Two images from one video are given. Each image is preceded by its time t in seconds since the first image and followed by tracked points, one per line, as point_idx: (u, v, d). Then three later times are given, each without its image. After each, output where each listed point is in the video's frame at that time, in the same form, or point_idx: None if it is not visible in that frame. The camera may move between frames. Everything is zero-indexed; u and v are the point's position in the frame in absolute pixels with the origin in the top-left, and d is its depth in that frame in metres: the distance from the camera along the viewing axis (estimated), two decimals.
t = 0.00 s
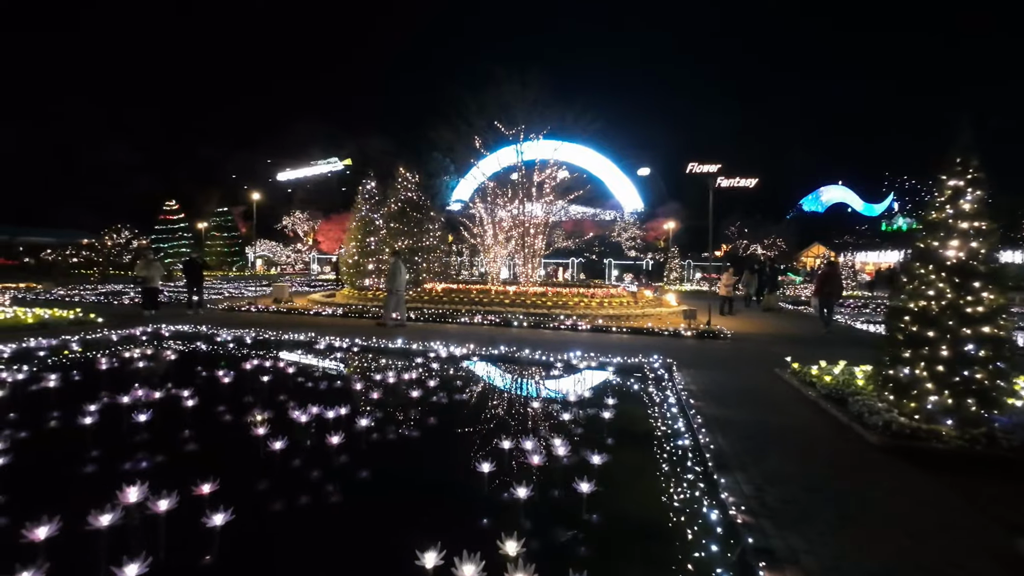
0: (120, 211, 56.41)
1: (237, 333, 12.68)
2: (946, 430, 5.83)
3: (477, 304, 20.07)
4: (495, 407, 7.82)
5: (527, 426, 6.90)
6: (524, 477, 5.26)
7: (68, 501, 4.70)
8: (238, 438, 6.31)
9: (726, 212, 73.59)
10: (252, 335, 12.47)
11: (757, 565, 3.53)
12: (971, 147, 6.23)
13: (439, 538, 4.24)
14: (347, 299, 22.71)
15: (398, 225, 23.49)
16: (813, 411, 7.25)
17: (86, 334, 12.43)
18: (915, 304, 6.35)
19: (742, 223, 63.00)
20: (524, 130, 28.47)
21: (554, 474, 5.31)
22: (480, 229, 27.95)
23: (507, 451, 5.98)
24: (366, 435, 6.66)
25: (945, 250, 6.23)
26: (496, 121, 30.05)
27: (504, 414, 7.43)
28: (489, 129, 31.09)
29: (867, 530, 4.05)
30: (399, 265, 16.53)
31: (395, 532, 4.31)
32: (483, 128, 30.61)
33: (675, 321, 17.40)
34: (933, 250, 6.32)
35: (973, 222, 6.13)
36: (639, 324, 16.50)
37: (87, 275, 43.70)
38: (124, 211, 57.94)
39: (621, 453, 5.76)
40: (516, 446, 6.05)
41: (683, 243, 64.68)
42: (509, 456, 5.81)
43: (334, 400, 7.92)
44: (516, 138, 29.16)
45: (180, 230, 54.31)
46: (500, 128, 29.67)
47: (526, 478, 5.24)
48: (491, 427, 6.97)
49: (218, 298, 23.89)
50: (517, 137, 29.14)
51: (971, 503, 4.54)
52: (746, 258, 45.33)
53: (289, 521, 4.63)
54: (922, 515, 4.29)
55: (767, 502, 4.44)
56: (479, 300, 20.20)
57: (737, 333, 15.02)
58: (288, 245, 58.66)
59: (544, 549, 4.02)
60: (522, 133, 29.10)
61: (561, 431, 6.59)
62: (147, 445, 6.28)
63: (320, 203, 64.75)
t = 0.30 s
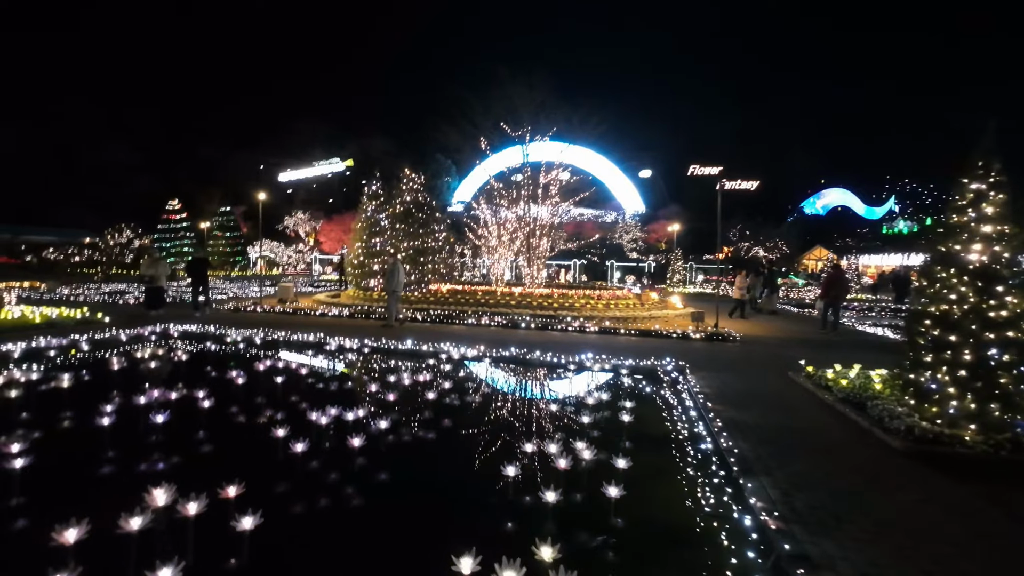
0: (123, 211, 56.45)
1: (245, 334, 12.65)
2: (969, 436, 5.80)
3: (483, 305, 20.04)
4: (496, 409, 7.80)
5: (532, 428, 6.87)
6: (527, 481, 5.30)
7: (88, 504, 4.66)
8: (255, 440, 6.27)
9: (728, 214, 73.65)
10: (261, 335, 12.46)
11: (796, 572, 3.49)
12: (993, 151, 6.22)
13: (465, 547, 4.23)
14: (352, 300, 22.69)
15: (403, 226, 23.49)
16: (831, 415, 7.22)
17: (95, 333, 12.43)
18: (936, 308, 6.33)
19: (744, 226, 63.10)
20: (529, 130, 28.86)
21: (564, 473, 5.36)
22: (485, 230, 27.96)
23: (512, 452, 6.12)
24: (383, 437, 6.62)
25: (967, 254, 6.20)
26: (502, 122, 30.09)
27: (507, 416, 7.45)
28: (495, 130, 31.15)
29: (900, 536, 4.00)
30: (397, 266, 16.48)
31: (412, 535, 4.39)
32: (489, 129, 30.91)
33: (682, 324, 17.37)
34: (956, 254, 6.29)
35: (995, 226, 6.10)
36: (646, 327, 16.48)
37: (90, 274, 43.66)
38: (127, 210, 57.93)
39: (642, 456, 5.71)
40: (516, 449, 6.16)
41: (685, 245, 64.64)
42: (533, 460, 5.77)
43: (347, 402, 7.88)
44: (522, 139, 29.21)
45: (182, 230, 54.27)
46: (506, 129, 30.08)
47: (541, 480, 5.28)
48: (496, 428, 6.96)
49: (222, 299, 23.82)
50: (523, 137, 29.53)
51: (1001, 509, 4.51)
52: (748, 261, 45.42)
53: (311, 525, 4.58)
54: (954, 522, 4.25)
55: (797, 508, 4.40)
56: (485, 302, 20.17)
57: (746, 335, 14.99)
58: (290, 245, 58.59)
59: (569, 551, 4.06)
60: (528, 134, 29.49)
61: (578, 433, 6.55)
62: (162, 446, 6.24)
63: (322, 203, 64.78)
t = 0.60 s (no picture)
0: (124, 210, 56.36)
1: (252, 334, 12.59)
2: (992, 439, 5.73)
3: (488, 305, 19.98)
4: (498, 410, 7.75)
5: (536, 431, 6.83)
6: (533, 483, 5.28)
7: (103, 507, 4.59)
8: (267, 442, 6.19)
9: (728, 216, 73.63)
10: (268, 335, 12.39)
11: None
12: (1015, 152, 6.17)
13: (486, 552, 4.17)
14: (356, 299, 22.62)
15: (407, 225, 23.41)
16: (849, 418, 7.13)
17: (101, 332, 12.37)
18: (958, 311, 6.28)
19: (744, 227, 63.21)
20: (534, 131, 28.79)
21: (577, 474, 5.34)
22: (488, 231, 27.91)
23: (516, 455, 6.07)
24: (398, 438, 6.53)
25: (990, 255, 6.13)
26: (506, 122, 30.04)
27: (514, 417, 7.38)
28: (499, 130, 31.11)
29: (933, 543, 3.93)
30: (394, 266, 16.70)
31: (426, 534, 4.43)
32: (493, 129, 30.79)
33: (689, 325, 17.30)
34: (978, 256, 6.23)
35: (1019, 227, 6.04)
36: (653, 328, 16.42)
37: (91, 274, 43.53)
38: (128, 209, 57.81)
39: (662, 459, 5.62)
40: (525, 454, 6.08)
41: (686, 246, 64.59)
42: (554, 463, 5.68)
43: (359, 403, 7.80)
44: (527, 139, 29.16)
45: (183, 230, 54.20)
46: (511, 129, 29.99)
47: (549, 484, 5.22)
48: (499, 430, 6.90)
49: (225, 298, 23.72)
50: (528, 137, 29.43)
51: None
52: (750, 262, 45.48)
53: (332, 529, 4.50)
54: (987, 529, 4.17)
55: (827, 513, 4.33)
56: (490, 302, 20.10)
57: (754, 337, 14.92)
58: (291, 245, 58.45)
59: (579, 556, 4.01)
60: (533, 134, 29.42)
61: (594, 436, 6.47)
62: (174, 447, 6.17)
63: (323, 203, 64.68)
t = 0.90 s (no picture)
0: (125, 210, 56.17)
1: (258, 334, 12.43)
2: None
3: (493, 306, 19.86)
4: (513, 412, 7.58)
5: (540, 433, 6.77)
6: (533, 485, 5.30)
7: (115, 515, 4.43)
8: (277, 447, 6.03)
9: (729, 217, 73.59)
10: (275, 336, 12.25)
11: None
12: None
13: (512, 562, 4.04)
14: (360, 300, 22.47)
15: (412, 225, 23.27)
16: (872, 422, 6.99)
17: (105, 333, 12.21)
18: (986, 313, 6.13)
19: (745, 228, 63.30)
20: (539, 130, 28.68)
21: (593, 479, 5.26)
22: (492, 231, 27.78)
23: (528, 459, 5.97)
24: (413, 441, 6.38)
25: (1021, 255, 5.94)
26: (511, 122, 29.88)
27: (532, 420, 7.23)
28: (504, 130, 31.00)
29: (981, 554, 3.79)
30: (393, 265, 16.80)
31: (441, 539, 4.38)
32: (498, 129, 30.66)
33: (697, 327, 17.15)
34: (1008, 256, 6.05)
35: None
36: (661, 330, 16.28)
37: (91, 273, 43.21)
38: (128, 209, 57.67)
39: (686, 464, 5.47)
40: (530, 455, 6.06)
41: (688, 247, 64.45)
42: (576, 468, 5.54)
43: (371, 405, 7.64)
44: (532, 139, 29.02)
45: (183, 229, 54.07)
46: (516, 129, 29.87)
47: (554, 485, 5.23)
48: (502, 431, 6.85)
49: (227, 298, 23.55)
50: (533, 137, 29.32)
51: None
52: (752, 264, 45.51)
53: (351, 538, 4.34)
54: None
55: (866, 522, 4.19)
56: (496, 303, 19.97)
57: (763, 339, 14.79)
58: (290, 245, 58.20)
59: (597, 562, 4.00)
60: (537, 134, 29.31)
61: (612, 440, 6.32)
62: (185, 451, 6.01)
63: (323, 203, 64.51)
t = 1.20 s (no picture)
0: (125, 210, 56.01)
1: (265, 336, 12.29)
2: None
3: (499, 307, 19.71)
4: (529, 417, 7.44)
5: (545, 435, 6.74)
6: (536, 486, 5.36)
7: (129, 531, 4.28)
8: (289, 456, 5.89)
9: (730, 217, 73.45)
10: (282, 338, 12.10)
11: None
12: None
13: (533, 573, 3.96)
14: (364, 301, 22.29)
15: (417, 226, 23.10)
16: (897, 428, 6.86)
17: (110, 335, 12.05)
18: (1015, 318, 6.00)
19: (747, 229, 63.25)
20: (545, 130, 28.43)
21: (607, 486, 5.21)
22: (496, 232, 27.62)
23: (548, 466, 5.83)
24: (429, 448, 6.24)
25: None
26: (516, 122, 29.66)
27: (548, 426, 7.09)
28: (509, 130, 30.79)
29: None
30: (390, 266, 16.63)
31: (460, 548, 4.32)
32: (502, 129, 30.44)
33: (706, 329, 17.02)
34: None
35: None
36: (670, 331, 16.13)
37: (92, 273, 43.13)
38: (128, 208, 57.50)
39: (714, 473, 5.31)
40: (532, 458, 6.06)
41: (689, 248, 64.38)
42: (599, 478, 5.40)
43: (383, 410, 7.51)
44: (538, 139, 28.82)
45: (184, 229, 53.93)
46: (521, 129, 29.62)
47: (568, 492, 5.19)
48: (516, 435, 6.75)
49: (230, 299, 23.40)
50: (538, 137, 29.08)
51: None
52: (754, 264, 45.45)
53: (371, 554, 4.19)
54: None
55: (907, 536, 4.05)
56: (501, 304, 19.84)
57: (774, 342, 14.64)
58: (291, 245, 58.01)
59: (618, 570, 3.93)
60: (543, 133, 29.09)
61: (632, 448, 6.18)
62: (196, 459, 5.86)
63: (323, 203, 64.31)
